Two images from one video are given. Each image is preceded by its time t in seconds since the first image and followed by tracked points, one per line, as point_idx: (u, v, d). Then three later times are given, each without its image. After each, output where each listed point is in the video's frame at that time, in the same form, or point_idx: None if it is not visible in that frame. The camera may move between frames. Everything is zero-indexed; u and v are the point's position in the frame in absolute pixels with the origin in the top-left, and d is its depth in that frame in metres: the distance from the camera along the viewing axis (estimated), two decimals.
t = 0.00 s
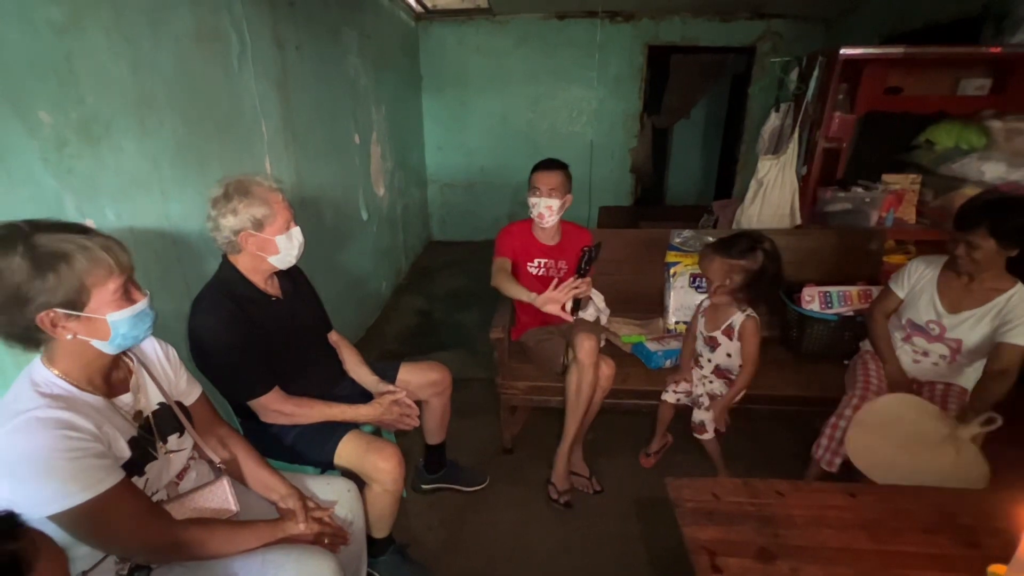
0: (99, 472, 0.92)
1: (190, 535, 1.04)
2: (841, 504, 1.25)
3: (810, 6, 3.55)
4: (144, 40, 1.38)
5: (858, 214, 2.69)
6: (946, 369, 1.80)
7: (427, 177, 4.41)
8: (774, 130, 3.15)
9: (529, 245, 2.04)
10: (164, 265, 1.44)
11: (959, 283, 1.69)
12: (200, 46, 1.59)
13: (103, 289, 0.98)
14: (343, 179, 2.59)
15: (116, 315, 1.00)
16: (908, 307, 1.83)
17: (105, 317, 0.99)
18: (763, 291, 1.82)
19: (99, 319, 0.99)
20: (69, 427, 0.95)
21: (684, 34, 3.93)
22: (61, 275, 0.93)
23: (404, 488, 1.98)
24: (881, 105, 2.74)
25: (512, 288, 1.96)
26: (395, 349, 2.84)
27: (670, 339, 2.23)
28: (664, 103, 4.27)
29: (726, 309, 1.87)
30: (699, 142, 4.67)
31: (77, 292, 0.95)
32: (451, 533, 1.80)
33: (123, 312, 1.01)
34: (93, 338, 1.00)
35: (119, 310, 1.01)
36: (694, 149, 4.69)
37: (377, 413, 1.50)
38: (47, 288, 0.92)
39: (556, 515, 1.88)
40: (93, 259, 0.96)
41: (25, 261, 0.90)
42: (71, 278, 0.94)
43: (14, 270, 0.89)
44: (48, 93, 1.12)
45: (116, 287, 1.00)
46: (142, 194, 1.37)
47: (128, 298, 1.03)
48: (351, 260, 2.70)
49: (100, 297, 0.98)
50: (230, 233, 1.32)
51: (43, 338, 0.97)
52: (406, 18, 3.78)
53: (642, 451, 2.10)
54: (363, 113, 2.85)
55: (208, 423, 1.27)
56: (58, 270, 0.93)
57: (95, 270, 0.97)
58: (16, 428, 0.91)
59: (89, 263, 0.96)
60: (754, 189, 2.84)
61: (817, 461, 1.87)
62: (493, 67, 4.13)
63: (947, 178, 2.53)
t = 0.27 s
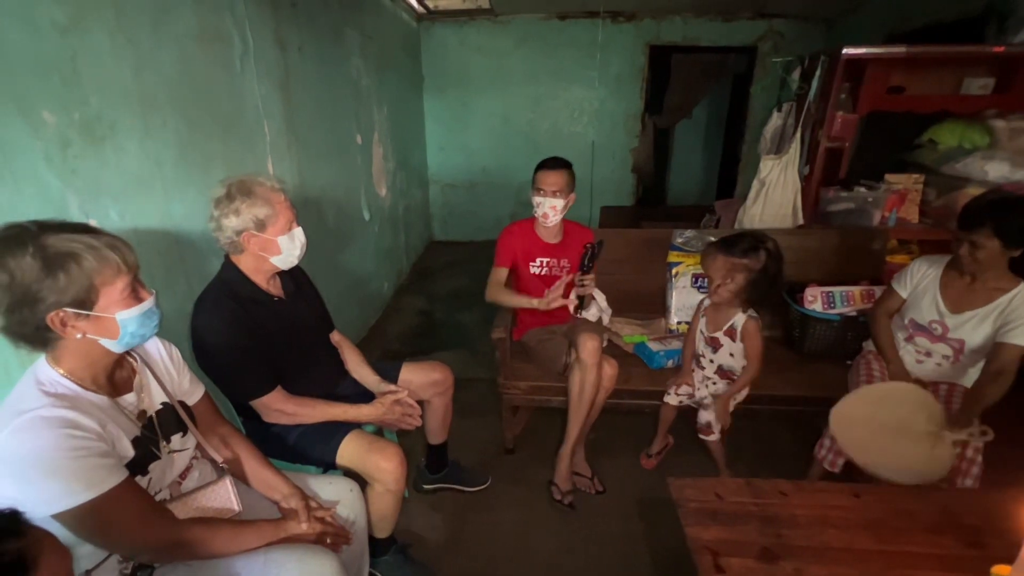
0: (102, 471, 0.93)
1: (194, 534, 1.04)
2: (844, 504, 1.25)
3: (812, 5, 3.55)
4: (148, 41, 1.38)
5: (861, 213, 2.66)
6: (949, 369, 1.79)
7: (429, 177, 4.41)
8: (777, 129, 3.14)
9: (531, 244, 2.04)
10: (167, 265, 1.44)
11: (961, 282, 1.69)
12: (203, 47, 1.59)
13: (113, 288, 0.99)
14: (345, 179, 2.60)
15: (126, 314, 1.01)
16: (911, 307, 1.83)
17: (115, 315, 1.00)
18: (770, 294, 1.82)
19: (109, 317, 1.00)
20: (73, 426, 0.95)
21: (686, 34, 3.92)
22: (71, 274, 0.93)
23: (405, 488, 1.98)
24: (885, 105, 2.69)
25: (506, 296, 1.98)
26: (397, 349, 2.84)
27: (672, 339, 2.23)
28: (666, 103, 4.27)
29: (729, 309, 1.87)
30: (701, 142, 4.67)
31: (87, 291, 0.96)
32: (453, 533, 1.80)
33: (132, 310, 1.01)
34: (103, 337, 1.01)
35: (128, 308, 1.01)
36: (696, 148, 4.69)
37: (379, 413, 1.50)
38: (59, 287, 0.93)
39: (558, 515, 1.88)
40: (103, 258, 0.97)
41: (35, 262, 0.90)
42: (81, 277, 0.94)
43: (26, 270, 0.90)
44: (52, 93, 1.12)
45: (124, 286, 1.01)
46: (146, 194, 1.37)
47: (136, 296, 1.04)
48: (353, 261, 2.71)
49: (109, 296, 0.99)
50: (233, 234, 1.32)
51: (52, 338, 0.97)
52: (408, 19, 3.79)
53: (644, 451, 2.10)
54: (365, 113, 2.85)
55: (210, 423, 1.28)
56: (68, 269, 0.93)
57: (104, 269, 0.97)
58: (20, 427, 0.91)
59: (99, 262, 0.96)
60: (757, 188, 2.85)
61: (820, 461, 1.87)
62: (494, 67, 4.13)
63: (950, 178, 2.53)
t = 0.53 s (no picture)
0: (108, 470, 0.93)
1: (198, 534, 1.05)
2: (849, 505, 1.24)
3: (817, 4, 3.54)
4: (154, 42, 1.39)
5: (868, 214, 2.66)
6: (956, 370, 1.78)
7: (433, 177, 4.42)
8: (781, 129, 3.12)
9: (533, 241, 2.03)
10: (172, 265, 1.45)
11: (970, 282, 1.68)
12: (209, 49, 1.60)
13: (120, 289, 0.99)
14: (349, 180, 2.60)
15: (133, 314, 1.01)
16: (918, 306, 1.82)
17: (122, 315, 1.00)
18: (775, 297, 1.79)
19: (117, 317, 1.00)
20: (79, 425, 0.96)
21: (690, 33, 3.91)
22: (80, 275, 0.94)
23: (409, 488, 1.98)
24: (891, 104, 2.66)
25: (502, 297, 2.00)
26: (401, 349, 2.84)
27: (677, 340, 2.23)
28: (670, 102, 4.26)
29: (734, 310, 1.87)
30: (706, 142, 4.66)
31: (95, 292, 0.96)
32: (457, 533, 1.80)
33: (140, 310, 1.02)
34: (112, 336, 1.01)
35: (135, 308, 1.02)
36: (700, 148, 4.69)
37: (383, 413, 1.50)
38: (68, 288, 0.93)
39: (561, 515, 1.87)
40: (110, 258, 0.97)
41: (45, 263, 0.91)
42: (90, 278, 0.95)
43: (36, 270, 0.91)
44: (59, 95, 1.13)
45: (132, 286, 1.02)
46: (151, 195, 1.38)
47: (143, 296, 1.04)
48: (357, 261, 2.71)
49: (117, 296, 0.99)
50: (237, 234, 1.33)
51: (59, 338, 0.97)
52: (412, 19, 3.79)
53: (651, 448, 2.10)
54: (369, 114, 2.86)
55: (215, 423, 1.28)
56: (77, 270, 0.94)
57: (112, 269, 0.98)
58: (28, 425, 0.92)
59: (107, 263, 0.97)
60: (761, 188, 2.82)
61: (825, 462, 1.86)
62: (498, 67, 4.13)
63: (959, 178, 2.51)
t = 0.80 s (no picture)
0: (115, 467, 0.94)
1: (204, 531, 1.05)
2: (854, 507, 1.24)
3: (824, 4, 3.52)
4: (162, 44, 1.40)
5: (873, 214, 2.65)
6: (964, 372, 1.78)
7: (438, 178, 4.43)
8: (787, 130, 3.12)
9: (537, 240, 2.03)
10: (179, 264, 1.46)
11: (978, 285, 1.66)
12: (215, 50, 1.61)
13: (117, 288, 1.00)
14: (355, 180, 2.61)
15: (133, 313, 1.02)
16: (925, 309, 1.81)
17: (121, 314, 1.01)
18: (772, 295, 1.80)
19: (115, 316, 1.01)
20: (87, 423, 0.97)
21: (696, 33, 3.90)
22: (76, 273, 0.95)
23: (413, 488, 1.99)
24: (899, 105, 2.64)
25: (511, 288, 1.99)
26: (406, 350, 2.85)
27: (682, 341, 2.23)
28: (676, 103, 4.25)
29: (732, 308, 1.87)
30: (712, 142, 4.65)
31: (92, 291, 0.97)
32: (461, 533, 1.81)
33: (139, 310, 1.03)
34: (111, 335, 1.02)
35: (135, 307, 1.02)
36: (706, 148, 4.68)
37: (386, 412, 1.51)
38: (64, 286, 0.94)
39: (565, 516, 1.88)
40: (107, 257, 0.98)
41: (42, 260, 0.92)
42: (87, 276, 0.96)
43: (31, 269, 0.92)
44: (68, 96, 1.14)
45: (131, 286, 1.02)
46: (159, 196, 1.39)
47: (143, 295, 1.05)
48: (362, 261, 2.72)
49: (115, 295, 1.00)
50: (242, 234, 1.34)
51: (61, 335, 0.99)
52: (417, 20, 3.80)
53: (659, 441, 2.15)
54: (375, 115, 2.87)
55: (221, 421, 1.29)
56: (74, 268, 0.94)
57: (109, 267, 0.98)
58: (36, 423, 0.93)
59: (104, 261, 0.98)
60: (767, 189, 2.82)
61: (831, 465, 1.86)
62: (504, 68, 4.13)
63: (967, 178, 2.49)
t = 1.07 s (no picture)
0: (120, 464, 0.95)
1: (209, 527, 1.06)
2: (856, 507, 1.24)
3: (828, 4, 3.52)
4: (167, 44, 1.41)
5: (877, 214, 2.65)
6: (966, 373, 1.78)
7: (441, 178, 4.43)
8: (790, 131, 3.12)
9: (537, 239, 2.04)
10: (184, 263, 1.47)
11: (982, 285, 1.66)
12: (220, 50, 1.62)
13: (122, 287, 1.00)
14: (358, 180, 2.62)
15: (136, 313, 1.03)
16: (929, 309, 1.80)
17: (124, 313, 1.02)
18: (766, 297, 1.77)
19: (119, 315, 1.02)
20: (93, 420, 0.97)
21: (699, 34, 3.90)
22: (80, 272, 0.96)
23: (416, 487, 1.99)
24: (904, 105, 2.63)
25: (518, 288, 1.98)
26: (408, 349, 2.85)
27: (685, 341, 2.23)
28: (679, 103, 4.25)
29: (724, 313, 1.86)
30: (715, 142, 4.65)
31: (96, 290, 0.98)
32: (463, 532, 1.81)
33: (142, 310, 1.03)
34: (114, 334, 1.03)
35: (138, 307, 1.03)
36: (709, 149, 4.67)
37: (389, 411, 1.52)
38: (68, 285, 0.95)
39: (567, 515, 1.88)
40: (112, 257, 0.99)
41: (46, 259, 0.93)
42: (90, 275, 0.96)
43: (37, 268, 0.92)
44: (75, 96, 1.15)
45: (135, 285, 1.03)
46: (164, 195, 1.40)
47: (146, 294, 1.05)
48: (365, 261, 2.73)
49: (118, 294, 1.00)
50: (247, 234, 1.35)
51: (66, 333, 1.00)
52: (421, 21, 3.81)
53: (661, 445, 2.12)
54: (378, 115, 2.88)
55: (225, 419, 1.30)
56: (78, 267, 0.95)
57: (113, 267, 0.99)
58: (44, 419, 0.94)
59: (108, 260, 0.98)
60: (770, 189, 2.78)
61: (834, 466, 1.85)
62: (507, 68, 4.14)
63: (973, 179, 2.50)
